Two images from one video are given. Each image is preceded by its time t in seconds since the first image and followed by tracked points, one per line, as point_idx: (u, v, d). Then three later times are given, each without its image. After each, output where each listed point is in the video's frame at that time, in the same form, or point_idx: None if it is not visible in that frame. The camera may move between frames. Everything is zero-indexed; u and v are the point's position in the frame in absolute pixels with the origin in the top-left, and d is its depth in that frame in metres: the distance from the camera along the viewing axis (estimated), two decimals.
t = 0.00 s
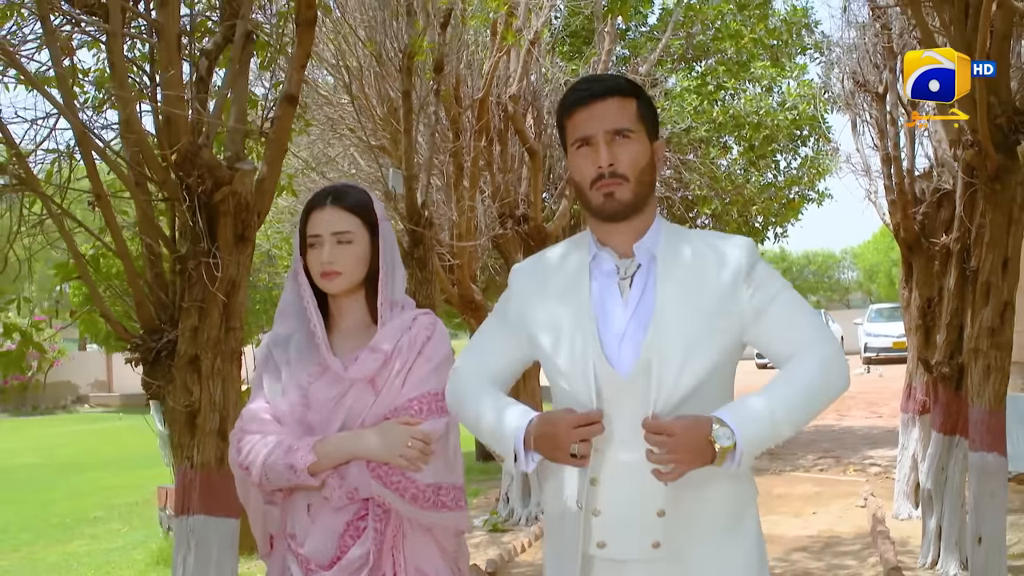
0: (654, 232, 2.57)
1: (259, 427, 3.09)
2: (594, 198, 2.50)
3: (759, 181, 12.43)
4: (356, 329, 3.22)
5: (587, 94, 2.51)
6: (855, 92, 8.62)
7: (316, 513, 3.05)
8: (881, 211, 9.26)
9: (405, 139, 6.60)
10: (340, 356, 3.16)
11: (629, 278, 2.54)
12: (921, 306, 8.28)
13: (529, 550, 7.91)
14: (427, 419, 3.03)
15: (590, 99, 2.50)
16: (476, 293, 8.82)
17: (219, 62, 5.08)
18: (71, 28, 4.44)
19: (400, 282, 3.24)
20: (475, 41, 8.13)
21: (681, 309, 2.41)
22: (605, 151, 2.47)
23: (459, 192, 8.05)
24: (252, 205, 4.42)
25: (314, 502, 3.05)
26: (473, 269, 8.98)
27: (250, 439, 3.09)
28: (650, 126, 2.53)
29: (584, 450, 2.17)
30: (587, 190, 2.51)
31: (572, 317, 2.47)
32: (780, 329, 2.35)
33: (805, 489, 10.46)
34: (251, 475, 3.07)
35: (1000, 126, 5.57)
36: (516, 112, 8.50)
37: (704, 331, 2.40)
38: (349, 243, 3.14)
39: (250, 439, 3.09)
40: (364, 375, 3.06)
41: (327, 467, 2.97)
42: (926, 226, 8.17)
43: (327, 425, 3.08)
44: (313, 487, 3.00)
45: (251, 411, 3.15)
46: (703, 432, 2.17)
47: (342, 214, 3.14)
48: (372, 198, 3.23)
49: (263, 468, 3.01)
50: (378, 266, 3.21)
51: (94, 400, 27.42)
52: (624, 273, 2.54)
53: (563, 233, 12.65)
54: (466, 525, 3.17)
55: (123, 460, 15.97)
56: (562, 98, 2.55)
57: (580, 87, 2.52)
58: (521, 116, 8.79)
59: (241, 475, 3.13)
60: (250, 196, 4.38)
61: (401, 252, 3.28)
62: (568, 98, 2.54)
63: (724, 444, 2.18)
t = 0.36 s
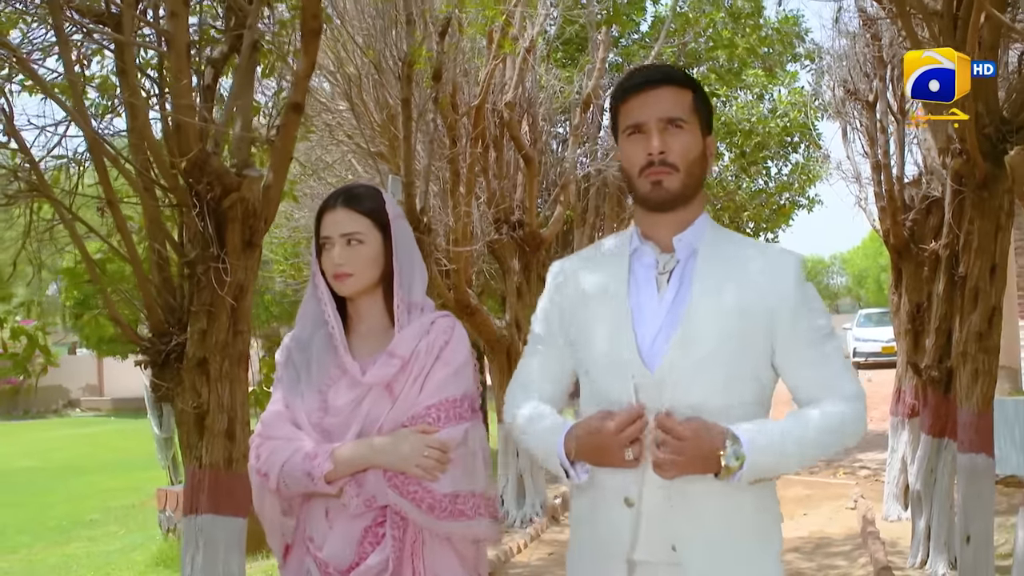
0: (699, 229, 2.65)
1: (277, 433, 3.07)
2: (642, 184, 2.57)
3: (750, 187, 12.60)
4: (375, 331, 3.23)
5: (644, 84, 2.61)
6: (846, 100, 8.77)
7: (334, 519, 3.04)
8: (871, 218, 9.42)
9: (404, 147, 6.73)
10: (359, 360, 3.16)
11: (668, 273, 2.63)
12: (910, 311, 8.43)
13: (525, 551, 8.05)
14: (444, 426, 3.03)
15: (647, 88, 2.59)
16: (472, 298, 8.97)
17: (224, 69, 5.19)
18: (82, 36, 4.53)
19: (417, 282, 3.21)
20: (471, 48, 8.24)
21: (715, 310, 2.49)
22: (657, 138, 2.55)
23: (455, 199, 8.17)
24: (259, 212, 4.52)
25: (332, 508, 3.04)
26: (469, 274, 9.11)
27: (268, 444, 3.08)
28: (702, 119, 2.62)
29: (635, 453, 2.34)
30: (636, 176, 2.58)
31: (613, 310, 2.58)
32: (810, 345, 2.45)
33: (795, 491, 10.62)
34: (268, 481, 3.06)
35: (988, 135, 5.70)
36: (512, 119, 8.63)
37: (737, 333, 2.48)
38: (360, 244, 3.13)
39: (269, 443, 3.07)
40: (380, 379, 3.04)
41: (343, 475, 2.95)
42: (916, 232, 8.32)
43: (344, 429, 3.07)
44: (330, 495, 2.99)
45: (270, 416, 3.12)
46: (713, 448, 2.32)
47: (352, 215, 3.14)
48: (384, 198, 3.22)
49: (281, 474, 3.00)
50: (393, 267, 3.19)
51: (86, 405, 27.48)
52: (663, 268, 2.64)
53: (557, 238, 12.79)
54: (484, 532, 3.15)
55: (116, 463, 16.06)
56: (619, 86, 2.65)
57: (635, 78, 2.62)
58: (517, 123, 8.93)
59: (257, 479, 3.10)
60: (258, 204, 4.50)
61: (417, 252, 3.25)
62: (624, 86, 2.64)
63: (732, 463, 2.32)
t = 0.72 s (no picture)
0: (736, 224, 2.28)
1: (257, 441, 2.86)
2: (685, 185, 2.25)
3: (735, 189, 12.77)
4: (358, 335, 3.00)
5: (683, 77, 2.29)
6: (831, 105, 8.89)
7: (321, 525, 2.84)
8: (855, 220, 9.55)
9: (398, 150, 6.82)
10: (340, 364, 2.94)
11: (702, 270, 2.27)
12: (893, 313, 8.57)
13: (513, 549, 8.15)
14: (431, 432, 2.82)
15: (687, 81, 2.28)
16: (462, 298, 9.16)
17: (224, 73, 5.29)
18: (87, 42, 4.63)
19: (398, 284, 3.01)
20: (462, 52, 8.36)
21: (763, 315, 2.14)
22: (701, 135, 2.23)
23: (445, 201, 8.24)
24: (260, 212, 4.64)
25: (318, 513, 2.84)
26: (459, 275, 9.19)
27: (251, 450, 2.87)
28: (747, 117, 2.30)
29: None
30: (677, 176, 2.25)
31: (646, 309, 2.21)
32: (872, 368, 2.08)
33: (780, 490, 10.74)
34: (251, 489, 2.85)
35: (969, 141, 5.83)
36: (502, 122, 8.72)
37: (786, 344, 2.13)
38: (333, 247, 2.94)
39: (251, 451, 2.87)
40: (364, 384, 2.85)
41: (330, 481, 2.77)
42: (899, 234, 8.46)
43: (328, 436, 2.86)
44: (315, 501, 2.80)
45: (252, 423, 2.91)
46: None
47: (327, 219, 2.95)
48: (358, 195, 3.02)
49: (265, 481, 2.80)
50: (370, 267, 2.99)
51: (69, 404, 27.51)
52: (698, 264, 2.27)
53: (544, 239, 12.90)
54: (473, 535, 2.95)
55: (101, 463, 16.14)
56: (656, 82, 2.33)
57: (676, 70, 2.30)
58: (506, 125, 9.02)
59: (239, 487, 2.89)
60: (258, 206, 4.61)
61: (398, 251, 3.06)
62: (661, 83, 2.32)
63: None
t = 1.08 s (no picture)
0: (730, 223, 2.40)
1: (214, 427, 2.99)
2: (677, 186, 2.35)
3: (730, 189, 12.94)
4: (322, 327, 3.14)
5: (668, 79, 2.39)
6: (825, 106, 9.02)
7: (273, 518, 2.95)
8: (848, 219, 9.69)
9: (400, 149, 6.93)
10: (303, 355, 3.08)
11: (697, 271, 2.39)
12: (886, 311, 8.68)
13: (512, 544, 8.28)
14: (385, 428, 2.93)
15: (675, 83, 2.38)
16: (461, 296, 9.31)
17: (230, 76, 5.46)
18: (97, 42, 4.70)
19: (362, 278, 3.10)
20: (463, 52, 8.46)
21: (743, 313, 2.24)
22: (692, 136, 2.33)
23: (444, 200, 8.35)
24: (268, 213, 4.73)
25: (270, 507, 2.96)
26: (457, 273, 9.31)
27: (207, 439, 3.00)
28: (735, 118, 2.40)
29: None
30: (668, 177, 2.35)
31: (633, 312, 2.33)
32: (850, 350, 2.17)
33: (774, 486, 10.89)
34: (204, 474, 2.98)
35: (962, 143, 5.94)
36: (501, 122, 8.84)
37: (766, 338, 2.22)
38: (297, 239, 3.03)
39: (208, 437, 3.00)
40: (321, 375, 2.97)
41: (279, 472, 2.88)
42: (892, 233, 8.61)
43: (285, 425, 2.98)
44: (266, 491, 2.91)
45: (213, 410, 3.06)
46: None
47: (294, 213, 3.05)
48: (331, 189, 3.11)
49: (217, 469, 2.91)
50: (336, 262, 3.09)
51: (65, 401, 27.51)
52: (691, 266, 2.40)
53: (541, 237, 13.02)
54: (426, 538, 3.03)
55: (99, 459, 16.25)
56: (641, 87, 2.44)
57: (665, 72, 2.40)
58: (504, 126, 9.14)
59: (196, 475, 3.03)
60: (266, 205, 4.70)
61: (365, 244, 3.15)
62: (648, 86, 2.43)
63: None
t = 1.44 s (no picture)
0: (696, 229, 2.46)
1: (208, 426, 2.93)
2: (640, 194, 2.37)
3: (734, 190, 13.09)
4: (316, 327, 3.06)
5: (634, 86, 2.42)
6: (828, 110, 9.14)
7: (269, 512, 2.89)
8: (850, 220, 9.80)
9: (410, 151, 7.06)
10: (297, 356, 3.00)
11: (675, 274, 2.41)
12: (888, 311, 8.78)
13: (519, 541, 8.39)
14: (381, 424, 2.87)
15: (640, 91, 2.41)
16: (468, 296, 9.44)
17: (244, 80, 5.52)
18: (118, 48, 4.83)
19: (360, 278, 3.04)
20: (469, 56, 8.59)
21: (726, 319, 2.27)
22: (654, 144, 2.36)
23: (451, 201, 8.46)
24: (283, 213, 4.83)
25: (267, 501, 2.89)
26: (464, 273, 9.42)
27: (203, 436, 2.92)
28: (697, 125, 2.44)
29: None
30: (632, 186, 2.38)
31: (615, 321, 2.31)
32: (823, 350, 2.27)
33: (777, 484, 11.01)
34: (202, 471, 2.91)
35: (961, 148, 6.07)
36: (507, 124, 8.97)
37: (748, 343, 2.27)
38: (298, 241, 2.97)
39: (204, 435, 2.92)
40: (316, 373, 2.90)
41: (277, 467, 2.81)
42: (894, 235, 8.74)
43: (280, 422, 2.91)
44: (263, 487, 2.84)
45: (208, 409, 2.98)
46: None
47: (290, 212, 2.99)
48: (328, 190, 3.06)
49: (215, 465, 2.84)
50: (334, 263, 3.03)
51: (70, 401, 27.61)
52: (671, 270, 2.41)
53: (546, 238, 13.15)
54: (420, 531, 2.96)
55: (108, 457, 16.39)
56: (606, 93, 2.46)
57: (627, 81, 2.44)
58: (511, 128, 9.27)
59: (192, 470, 2.95)
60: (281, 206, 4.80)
61: (362, 243, 3.09)
62: (612, 94, 2.45)
63: None
